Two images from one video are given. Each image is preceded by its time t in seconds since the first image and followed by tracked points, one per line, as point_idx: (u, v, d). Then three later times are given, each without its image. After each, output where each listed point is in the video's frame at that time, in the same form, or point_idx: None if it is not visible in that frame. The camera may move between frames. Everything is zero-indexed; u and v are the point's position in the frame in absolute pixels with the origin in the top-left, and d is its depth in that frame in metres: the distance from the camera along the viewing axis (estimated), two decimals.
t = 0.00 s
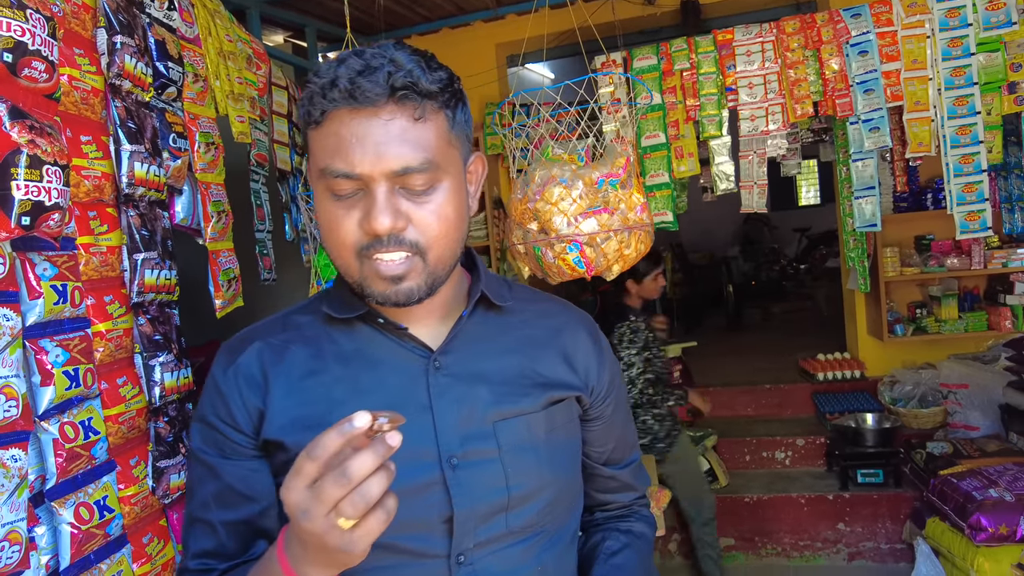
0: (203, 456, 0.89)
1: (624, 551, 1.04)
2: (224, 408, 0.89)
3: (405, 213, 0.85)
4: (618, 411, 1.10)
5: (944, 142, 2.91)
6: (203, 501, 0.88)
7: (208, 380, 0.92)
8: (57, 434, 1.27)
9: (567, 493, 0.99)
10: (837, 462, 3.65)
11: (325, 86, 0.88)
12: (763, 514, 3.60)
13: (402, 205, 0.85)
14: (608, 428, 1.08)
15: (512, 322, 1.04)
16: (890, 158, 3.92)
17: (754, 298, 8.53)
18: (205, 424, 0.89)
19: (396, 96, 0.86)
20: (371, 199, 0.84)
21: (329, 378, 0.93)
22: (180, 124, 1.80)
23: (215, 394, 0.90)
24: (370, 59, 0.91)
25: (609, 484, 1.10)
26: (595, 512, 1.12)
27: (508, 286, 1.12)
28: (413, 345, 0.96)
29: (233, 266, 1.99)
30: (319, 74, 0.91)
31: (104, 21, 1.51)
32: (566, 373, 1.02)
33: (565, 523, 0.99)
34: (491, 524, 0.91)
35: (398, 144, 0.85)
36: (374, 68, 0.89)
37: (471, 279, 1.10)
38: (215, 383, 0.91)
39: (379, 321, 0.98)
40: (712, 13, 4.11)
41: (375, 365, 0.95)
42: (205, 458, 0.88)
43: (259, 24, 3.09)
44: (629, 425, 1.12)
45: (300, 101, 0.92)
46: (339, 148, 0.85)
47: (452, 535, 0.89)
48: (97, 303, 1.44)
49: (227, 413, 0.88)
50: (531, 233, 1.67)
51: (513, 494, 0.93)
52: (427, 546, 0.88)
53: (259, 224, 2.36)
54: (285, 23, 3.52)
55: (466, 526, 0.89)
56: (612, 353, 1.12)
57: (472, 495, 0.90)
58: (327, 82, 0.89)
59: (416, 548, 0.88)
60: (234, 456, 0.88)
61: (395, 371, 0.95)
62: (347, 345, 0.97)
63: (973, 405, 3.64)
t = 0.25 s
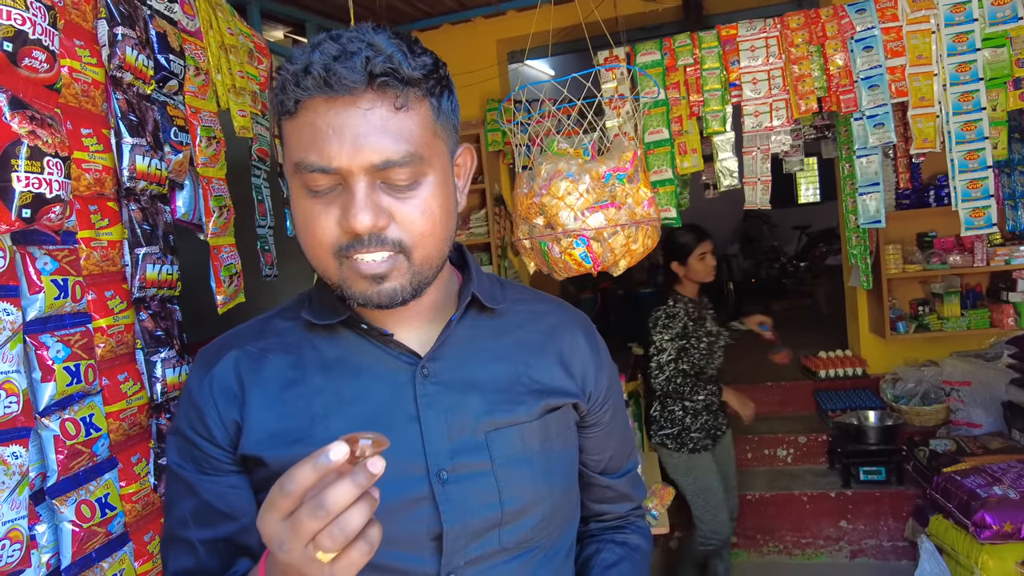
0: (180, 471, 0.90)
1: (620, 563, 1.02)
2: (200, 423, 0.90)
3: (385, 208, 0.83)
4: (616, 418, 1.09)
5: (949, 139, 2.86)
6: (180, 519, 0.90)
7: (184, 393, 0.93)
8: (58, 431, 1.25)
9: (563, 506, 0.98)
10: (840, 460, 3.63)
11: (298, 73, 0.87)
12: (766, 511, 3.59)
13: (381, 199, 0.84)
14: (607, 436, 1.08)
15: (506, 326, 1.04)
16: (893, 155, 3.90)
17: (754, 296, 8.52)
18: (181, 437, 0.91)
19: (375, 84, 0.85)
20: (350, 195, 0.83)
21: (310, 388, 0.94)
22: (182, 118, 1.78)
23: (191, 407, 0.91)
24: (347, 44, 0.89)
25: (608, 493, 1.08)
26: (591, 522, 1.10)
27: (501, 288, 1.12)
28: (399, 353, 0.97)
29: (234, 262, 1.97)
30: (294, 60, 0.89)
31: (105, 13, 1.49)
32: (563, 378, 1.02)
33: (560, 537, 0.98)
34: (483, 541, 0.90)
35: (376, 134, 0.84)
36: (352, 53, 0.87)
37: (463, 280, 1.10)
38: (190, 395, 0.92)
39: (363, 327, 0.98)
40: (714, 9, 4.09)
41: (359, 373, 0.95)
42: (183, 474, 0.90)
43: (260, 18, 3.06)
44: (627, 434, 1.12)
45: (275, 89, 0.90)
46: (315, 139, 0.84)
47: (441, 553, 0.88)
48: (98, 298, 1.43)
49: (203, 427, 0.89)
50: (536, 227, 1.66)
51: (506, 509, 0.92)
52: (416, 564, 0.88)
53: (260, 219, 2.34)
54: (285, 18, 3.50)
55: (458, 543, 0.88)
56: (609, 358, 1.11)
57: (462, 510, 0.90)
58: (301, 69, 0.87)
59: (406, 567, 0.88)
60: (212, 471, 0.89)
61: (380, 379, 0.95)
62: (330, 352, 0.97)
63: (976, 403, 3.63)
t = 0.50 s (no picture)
0: (183, 474, 0.92)
1: None
2: (203, 424, 0.91)
3: (386, 192, 0.82)
4: (638, 424, 1.05)
5: (953, 135, 2.86)
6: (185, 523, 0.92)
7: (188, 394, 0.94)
8: (56, 429, 1.23)
9: (579, 517, 0.95)
10: (840, 457, 3.61)
11: (297, 49, 0.86)
12: (767, 509, 3.57)
13: (382, 183, 0.83)
14: (628, 443, 1.04)
15: (520, 326, 1.01)
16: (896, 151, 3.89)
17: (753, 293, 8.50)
18: (183, 438, 0.93)
19: (376, 60, 0.84)
20: (351, 177, 0.83)
21: (314, 389, 0.93)
22: (180, 113, 1.76)
23: (193, 409, 0.92)
24: (348, 20, 0.88)
25: (629, 502, 1.06)
26: (611, 532, 1.07)
27: (516, 285, 1.08)
28: (406, 354, 0.94)
29: (234, 258, 1.95)
30: (291, 36, 0.88)
31: (102, 5, 1.46)
32: (581, 382, 0.99)
33: (574, 551, 0.95)
34: (493, 554, 0.88)
35: (377, 114, 0.83)
36: (351, 29, 0.86)
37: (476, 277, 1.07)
38: (192, 395, 0.93)
39: (368, 326, 0.96)
40: (715, 5, 4.08)
41: (365, 375, 0.93)
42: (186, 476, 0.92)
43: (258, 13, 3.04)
44: (648, 441, 1.08)
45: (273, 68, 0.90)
46: (315, 119, 0.83)
47: (449, 564, 0.86)
48: (96, 295, 1.40)
49: (205, 429, 0.90)
50: (540, 223, 1.65)
51: (518, 521, 0.90)
52: None
53: (260, 215, 2.31)
54: (284, 14, 3.47)
55: (466, 555, 0.86)
56: (631, 360, 1.07)
57: (472, 521, 0.87)
58: (299, 45, 0.86)
59: None
60: (216, 473, 0.91)
61: (386, 381, 0.93)
62: (335, 352, 0.96)
63: (978, 400, 3.60)
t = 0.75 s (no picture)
0: (228, 473, 0.93)
1: None
2: (247, 422, 0.91)
3: (433, 161, 0.82)
4: (695, 425, 1.03)
5: (957, 132, 2.84)
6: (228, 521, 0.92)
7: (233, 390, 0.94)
8: (53, 431, 1.22)
9: (636, 521, 0.94)
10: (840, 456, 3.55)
11: (341, 17, 0.86)
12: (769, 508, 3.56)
13: (428, 151, 0.82)
14: (683, 444, 1.02)
15: (571, 320, 0.99)
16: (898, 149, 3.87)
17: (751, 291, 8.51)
18: (227, 436, 0.94)
19: (421, 28, 0.85)
20: (398, 147, 0.82)
21: (361, 384, 0.92)
22: (179, 110, 1.73)
23: (236, 406, 0.93)
24: None
25: (682, 509, 1.03)
26: (664, 539, 1.05)
27: (566, 279, 1.06)
28: (456, 348, 0.93)
29: (234, 256, 1.93)
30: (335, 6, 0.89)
31: None
32: (636, 379, 0.97)
33: (632, 556, 0.93)
34: (550, 558, 0.87)
35: (422, 83, 0.83)
36: None
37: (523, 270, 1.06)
38: (237, 391, 0.93)
39: (418, 318, 0.95)
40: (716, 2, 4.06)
41: (413, 370, 0.92)
42: (230, 476, 0.93)
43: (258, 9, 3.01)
44: (706, 442, 1.05)
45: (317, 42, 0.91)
46: (360, 89, 0.84)
47: (503, 567, 0.85)
48: (94, 294, 1.38)
49: (251, 425, 0.91)
50: (544, 222, 1.63)
51: (574, 525, 0.88)
52: None
53: (260, 213, 2.29)
54: (283, 10, 3.44)
55: (522, 559, 0.85)
56: (685, 356, 1.05)
57: (526, 525, 0.86)
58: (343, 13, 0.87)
59: None
60: (260, 471, 0.91)
61: (434, 376, 0.92)
62: (382, 346, 0.95)
63: (981, 399, 3.57)
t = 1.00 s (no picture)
0: (290, 467, 1.00)
1: None
2: (312, 416, 0.98)
3: (507, 143, 0.90)
4: (754, 426, 1.13)
5: (961, 131, 2.82)
6: (289, 518, 0.98)
7: (298, 382, 1.01)
8: (54, 434, 1.21)
9: (704, 520, 1.03)
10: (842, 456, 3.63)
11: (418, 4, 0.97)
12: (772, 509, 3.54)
13: (501, 137, 0.91)
14: (743, 444, 1.12)
15: (634, 318, 1.07)
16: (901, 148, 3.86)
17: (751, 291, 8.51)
18: (289, 430, 1.01)
19: (498, 12, 0.95)
20: (472, 127, 0.91)
21: (427, 377, 0.99)
22: (180, 109, 1.72)
23: (302, 400, 0.99)
24: None
25: (744, 504, 1.14)
26: (724, 536, 1.15)
27: (624, 275, 1.14)
28: (524, 343, 1.00)
29: (235, 257, 1.92)
30: None
31: None
32: (699, 377, 1.05)
33: (699, 553, 1.02)
34: (625, 555, 0.95)
35: (497, 66, 0.92)
36: None
37: (587, 267, 1.14)
38: (301, 385, 1.00)
39: (488, 310, 1.02)
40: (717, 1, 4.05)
41: (482, 365, 0.99)
42: (293, 470, 0.99)
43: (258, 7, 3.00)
44: (762, 443, 1.16)
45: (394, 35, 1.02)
46: (434, 73, 0.93)
47: (577, 564, 0.92)
48: (95, 296, 1.38)
49: (317, 418, 0.97)
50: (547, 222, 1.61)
51: (646, 523, 0.96)
52: None
53: (260, 213, 2.28)
54: (283, 9, 3.43)
55: (594, 553, 0.92)
56: (744, 358, 1.14)
57: (598, 523, 0.93)
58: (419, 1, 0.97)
59: None
60: (324, 464, 0.97)
61: (499, 370, 0.98)
62: (447, 342, 1.02)
63: (983, 399, 3.56)
